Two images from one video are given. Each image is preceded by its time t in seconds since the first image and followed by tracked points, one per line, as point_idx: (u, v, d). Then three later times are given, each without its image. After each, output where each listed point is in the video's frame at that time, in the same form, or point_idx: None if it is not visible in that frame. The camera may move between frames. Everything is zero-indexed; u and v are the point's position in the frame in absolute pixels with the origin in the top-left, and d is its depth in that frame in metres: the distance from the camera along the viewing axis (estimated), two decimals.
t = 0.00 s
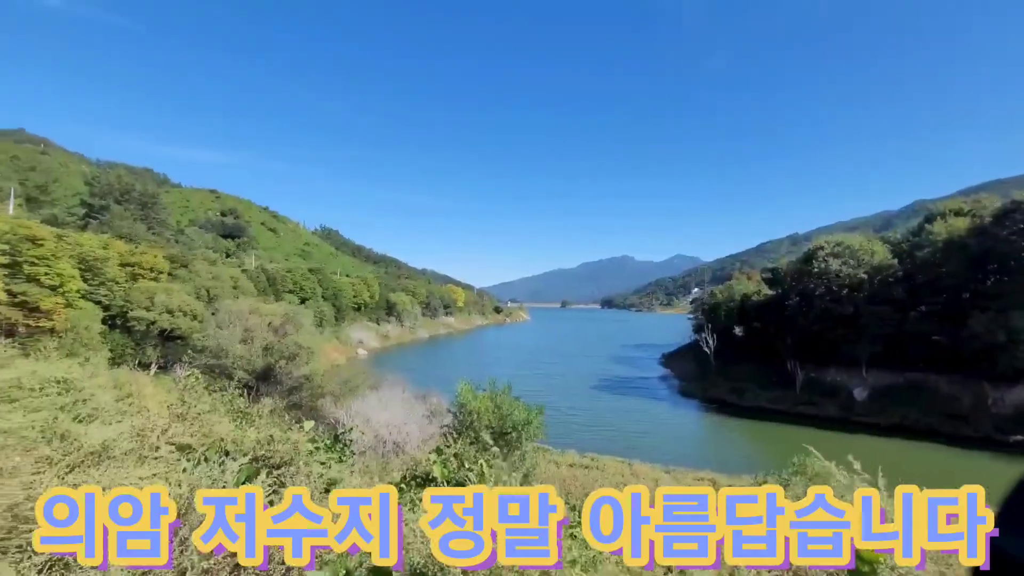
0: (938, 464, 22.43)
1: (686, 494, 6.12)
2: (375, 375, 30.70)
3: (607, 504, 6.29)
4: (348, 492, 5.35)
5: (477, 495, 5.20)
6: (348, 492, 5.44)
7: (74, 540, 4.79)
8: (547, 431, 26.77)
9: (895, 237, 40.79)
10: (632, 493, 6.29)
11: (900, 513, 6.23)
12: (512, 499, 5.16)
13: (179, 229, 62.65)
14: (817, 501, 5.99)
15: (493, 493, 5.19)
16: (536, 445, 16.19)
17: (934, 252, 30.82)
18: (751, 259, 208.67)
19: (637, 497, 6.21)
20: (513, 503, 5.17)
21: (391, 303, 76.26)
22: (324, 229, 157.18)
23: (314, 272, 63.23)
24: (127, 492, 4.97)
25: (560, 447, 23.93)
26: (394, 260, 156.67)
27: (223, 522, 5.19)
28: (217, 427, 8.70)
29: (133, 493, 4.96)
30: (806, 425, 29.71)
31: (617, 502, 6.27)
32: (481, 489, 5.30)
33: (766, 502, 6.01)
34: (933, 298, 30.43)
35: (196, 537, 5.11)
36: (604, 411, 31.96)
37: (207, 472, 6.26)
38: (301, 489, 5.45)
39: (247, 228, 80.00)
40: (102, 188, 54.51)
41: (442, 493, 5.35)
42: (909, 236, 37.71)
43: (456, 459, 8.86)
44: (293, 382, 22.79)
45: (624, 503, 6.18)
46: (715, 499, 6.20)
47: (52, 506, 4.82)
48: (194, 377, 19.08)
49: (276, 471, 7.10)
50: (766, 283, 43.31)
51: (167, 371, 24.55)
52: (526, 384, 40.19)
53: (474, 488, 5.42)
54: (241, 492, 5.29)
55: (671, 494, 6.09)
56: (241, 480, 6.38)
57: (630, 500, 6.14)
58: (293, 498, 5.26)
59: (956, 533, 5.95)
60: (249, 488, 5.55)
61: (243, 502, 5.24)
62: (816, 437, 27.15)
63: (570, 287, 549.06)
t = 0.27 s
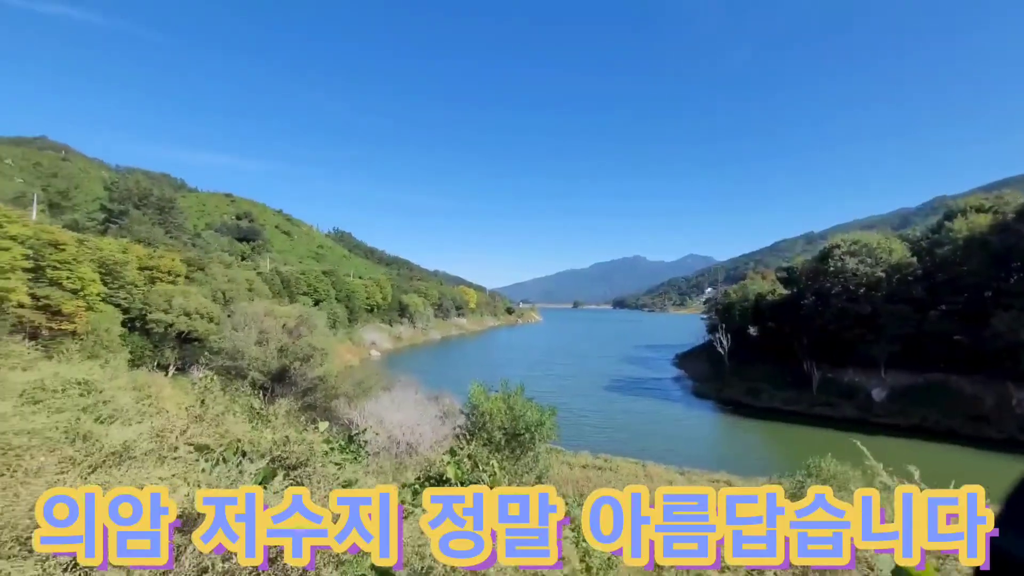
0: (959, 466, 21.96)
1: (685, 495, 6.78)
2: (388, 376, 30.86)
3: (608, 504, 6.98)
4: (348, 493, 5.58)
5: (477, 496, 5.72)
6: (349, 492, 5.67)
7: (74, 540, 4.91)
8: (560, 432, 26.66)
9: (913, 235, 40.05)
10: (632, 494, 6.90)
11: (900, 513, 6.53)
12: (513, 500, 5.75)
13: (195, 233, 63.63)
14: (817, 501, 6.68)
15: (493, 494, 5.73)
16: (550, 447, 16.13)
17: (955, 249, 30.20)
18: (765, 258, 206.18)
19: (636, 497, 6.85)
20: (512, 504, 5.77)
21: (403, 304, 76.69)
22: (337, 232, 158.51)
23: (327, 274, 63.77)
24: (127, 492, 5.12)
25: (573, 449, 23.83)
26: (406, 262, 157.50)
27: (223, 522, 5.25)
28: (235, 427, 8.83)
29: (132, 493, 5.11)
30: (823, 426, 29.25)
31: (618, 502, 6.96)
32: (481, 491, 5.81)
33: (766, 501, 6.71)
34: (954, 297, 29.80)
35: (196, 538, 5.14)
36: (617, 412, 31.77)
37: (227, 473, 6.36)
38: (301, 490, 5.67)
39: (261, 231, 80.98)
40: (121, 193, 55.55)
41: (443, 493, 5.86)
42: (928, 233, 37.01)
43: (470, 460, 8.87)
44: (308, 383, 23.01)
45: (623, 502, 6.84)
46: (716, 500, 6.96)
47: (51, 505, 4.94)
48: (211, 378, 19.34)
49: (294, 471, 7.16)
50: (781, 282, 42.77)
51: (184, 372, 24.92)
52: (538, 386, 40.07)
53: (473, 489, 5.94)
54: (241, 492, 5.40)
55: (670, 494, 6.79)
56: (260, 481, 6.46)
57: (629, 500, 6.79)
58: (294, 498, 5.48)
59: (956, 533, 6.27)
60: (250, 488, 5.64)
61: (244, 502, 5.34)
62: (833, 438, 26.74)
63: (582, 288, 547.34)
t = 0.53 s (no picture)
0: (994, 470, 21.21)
1: (686, 495, 6.72)
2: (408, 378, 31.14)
3: (607, 505, 6.80)
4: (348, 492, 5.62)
5: (477, 496, 5.84)
6: (349, 492, 5.70)
7: (73, 540, 4.83)
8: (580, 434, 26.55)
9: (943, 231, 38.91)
10: (632, 494, 6.76)
11: (901, 514, 7.17)
12: (513, 500, 5.92)
13: (220, 239, 65.22)
14: (817, 501, 6.81)
15: (494, 494, 5.88)
16: (570, 448, 16.08)
17: (987, 245, 29.25)
18: (788, 257, 202.38)
19: (637, 497, 6.68)
20: (512, 504, 5.92)
21: (422, 307, 77.38)
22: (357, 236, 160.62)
23: (348, 278, 64.65)
24: (127, 492, 5.21)
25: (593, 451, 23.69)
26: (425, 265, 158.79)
27: (223, 521, 5.29)
28: (260, 429, 9.00)
29: (132, 493, 5.20)
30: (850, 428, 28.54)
31: (617, 502, 6.78)
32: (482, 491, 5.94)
33: (767, 502, 6.78)
34: (986, 294, 28.80)
35: (196, 537, 5.18)
36: (637, 414, 31.53)
37: (253, 475, 6.49)
38: (301, 490, 5.69)
39: (284, 236, 82.56)
40: (150, 202, 57.21)
41: (442, 493, 5.95)
42: (957, 229, 35.93)
43: (490, 463, 8.92)
44: (330, 385, 23.35)
45: (624, 503, 6.67)
46: (717, 500, 6.99)
47: (50, 505, 4.93)
48: (236, 381, 19.72)
49: (319, 472, 7.25)
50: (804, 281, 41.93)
51: (211, 375, 25.50)
52: (557, 387, 39.98)
53: (473, 489, 6.05)
54: (240, 492, 5.46)
55: (670, 494, 6.72)
56: (285, 483, 6.57)
57: (630, 500, 6.62)
58: (294, 498, 5.49)
59: (954, 532, 6.57)
60: (250, 488, 5.69)
61: (243, 502, 5.38)
62: (861, 440, 26.10)
63: (600, 288, 544.40)
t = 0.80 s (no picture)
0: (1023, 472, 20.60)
1: (685, 495, 6.63)
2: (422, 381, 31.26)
3: (607, 504, 6.72)
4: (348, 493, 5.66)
5: (477, 496, 5.87)
6: (348, 492, 5.73)
7: (74, 540, 4.72)
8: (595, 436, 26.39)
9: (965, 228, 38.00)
10: (632, 494, 6.69)
11: (901, 513, 7.14)
12: (513, 500, 5.96)
13: (238, 244, 66.26)
14: (817, 501, 6.73)
15: (493, 494, 5.92)
16: (585, 450, 16.00)
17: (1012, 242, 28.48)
18: (804, 255, 199.53)
19: (637, 498, 6.60)
20: (512, 504, 5.96)
21: (436, 309, 77.76)
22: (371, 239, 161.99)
23: (362, 281, 65.22)
24: (127, 493, 5.20)
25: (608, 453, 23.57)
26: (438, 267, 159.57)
27: (223, 521, 5.30)
28: (279, 432, 9.10)
29: (133, 493, 5.19)
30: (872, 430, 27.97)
31: (618, 502, 6.71)
32: (482, 491, 5.98)
33: (766, 501, 6.69)
34: (1012, 292, 28.02)
35: (196, 537, 5.16)
36: (653, 416, 31.29)
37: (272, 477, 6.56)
38: (301, 490, 5.70)
39: (299, 240, 83.63)
40: (169, 208, 58.32)
41: (443, 494, 6.00)
42: (981, 226, 35.07)
43: (507, 464, 8.93)
44: (345, 387, 23.57)
45: (624, 503, 6.61)
46: (716, 500, 6.93)
47: (51, 505, 4.82)
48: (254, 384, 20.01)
49: (338, 475, 7.27)
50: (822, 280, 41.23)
51: (230, 378, 25.88)
52: (572, 389, 39.82)
53: (473, 489, 6.09)
54: (241, 492, 5.50)
55: (670, 494, 6.65)
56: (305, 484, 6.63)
57: (630, 500, 6.56)
58: (294, 497, 5.51)
59: (955, 532, 6.68)
60: (250, 489, 5.72)
61: (244, 502, 5.41)
62: (882, 442, 25.56)
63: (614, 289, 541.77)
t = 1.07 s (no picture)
0: None
1: (685, 495, 6.58)
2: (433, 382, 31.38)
3: (607, 504, 6.62)
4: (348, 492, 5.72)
5: (477, 496, 5.88)
6: (348, 493, 5.79)
7: (73, 539, 4.77)
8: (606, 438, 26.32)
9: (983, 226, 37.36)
10: (632, 494, 6.57)
11: (901, 513, 7.10)
12: (513, 500, 5.96)
13: (250, 246, 67.00)
14: (816, 501, 6.65)
15: (493, 494, 5.93)
16: (596, 452, 15.96)
17: None
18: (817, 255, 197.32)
19: (637, 497, 6.49)
20: (512, 504, 5.97)
21: (446, 311, 78.02)
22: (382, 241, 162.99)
23: (373, 283, 65.66)
24: (127, 493, 5.23)
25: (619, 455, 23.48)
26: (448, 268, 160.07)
27: (223, 521, 5.36)
28: (293, 433, 9.21)
29: (133, 493, 5.23)
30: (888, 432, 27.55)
31: (617, 502, 6.60)
32: (481, 491, 5.98)
33: (766, 501, 6.70)
34: None
35: (196, 537, 5.22)
36: (664, 418, 31.12)
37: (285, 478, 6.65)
38: (301, 491, 5.75)
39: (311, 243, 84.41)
40: (184, 212, 59.13)
41: (442, 493, 5.98)
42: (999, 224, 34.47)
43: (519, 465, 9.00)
44: (357, 389, 23.75)
45: (624, 502, 6.48)
46: (716, 499, 6.90)
47: (50, 505, 4.92)
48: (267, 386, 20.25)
49: (351, 475, 7.33)
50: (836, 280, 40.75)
51: (243, 379, 26.19)
52: (582, 390, 39.72)
53: (473, 489, 6.09)
54: (241, 492, 5.56)
55: (670, 494, 6.58)
56: (317, 485, 6.70)
57: (629, 500, 6.44)
58: (293, 497, 5.57)
59: (955, 532, 6.74)
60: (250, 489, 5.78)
61: (243, 502, 5.47)
62: (898, 445, 25.21)
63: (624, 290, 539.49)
